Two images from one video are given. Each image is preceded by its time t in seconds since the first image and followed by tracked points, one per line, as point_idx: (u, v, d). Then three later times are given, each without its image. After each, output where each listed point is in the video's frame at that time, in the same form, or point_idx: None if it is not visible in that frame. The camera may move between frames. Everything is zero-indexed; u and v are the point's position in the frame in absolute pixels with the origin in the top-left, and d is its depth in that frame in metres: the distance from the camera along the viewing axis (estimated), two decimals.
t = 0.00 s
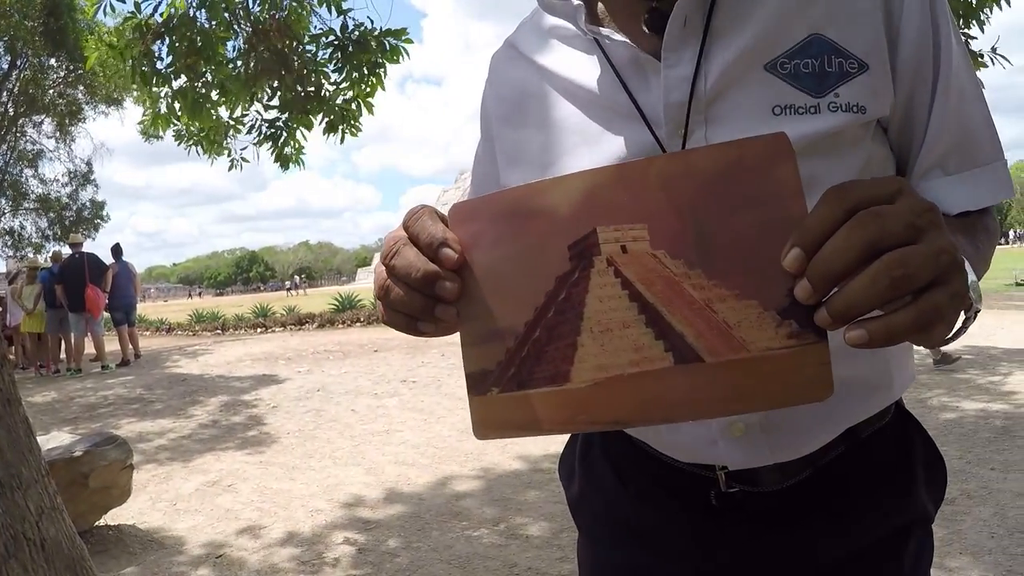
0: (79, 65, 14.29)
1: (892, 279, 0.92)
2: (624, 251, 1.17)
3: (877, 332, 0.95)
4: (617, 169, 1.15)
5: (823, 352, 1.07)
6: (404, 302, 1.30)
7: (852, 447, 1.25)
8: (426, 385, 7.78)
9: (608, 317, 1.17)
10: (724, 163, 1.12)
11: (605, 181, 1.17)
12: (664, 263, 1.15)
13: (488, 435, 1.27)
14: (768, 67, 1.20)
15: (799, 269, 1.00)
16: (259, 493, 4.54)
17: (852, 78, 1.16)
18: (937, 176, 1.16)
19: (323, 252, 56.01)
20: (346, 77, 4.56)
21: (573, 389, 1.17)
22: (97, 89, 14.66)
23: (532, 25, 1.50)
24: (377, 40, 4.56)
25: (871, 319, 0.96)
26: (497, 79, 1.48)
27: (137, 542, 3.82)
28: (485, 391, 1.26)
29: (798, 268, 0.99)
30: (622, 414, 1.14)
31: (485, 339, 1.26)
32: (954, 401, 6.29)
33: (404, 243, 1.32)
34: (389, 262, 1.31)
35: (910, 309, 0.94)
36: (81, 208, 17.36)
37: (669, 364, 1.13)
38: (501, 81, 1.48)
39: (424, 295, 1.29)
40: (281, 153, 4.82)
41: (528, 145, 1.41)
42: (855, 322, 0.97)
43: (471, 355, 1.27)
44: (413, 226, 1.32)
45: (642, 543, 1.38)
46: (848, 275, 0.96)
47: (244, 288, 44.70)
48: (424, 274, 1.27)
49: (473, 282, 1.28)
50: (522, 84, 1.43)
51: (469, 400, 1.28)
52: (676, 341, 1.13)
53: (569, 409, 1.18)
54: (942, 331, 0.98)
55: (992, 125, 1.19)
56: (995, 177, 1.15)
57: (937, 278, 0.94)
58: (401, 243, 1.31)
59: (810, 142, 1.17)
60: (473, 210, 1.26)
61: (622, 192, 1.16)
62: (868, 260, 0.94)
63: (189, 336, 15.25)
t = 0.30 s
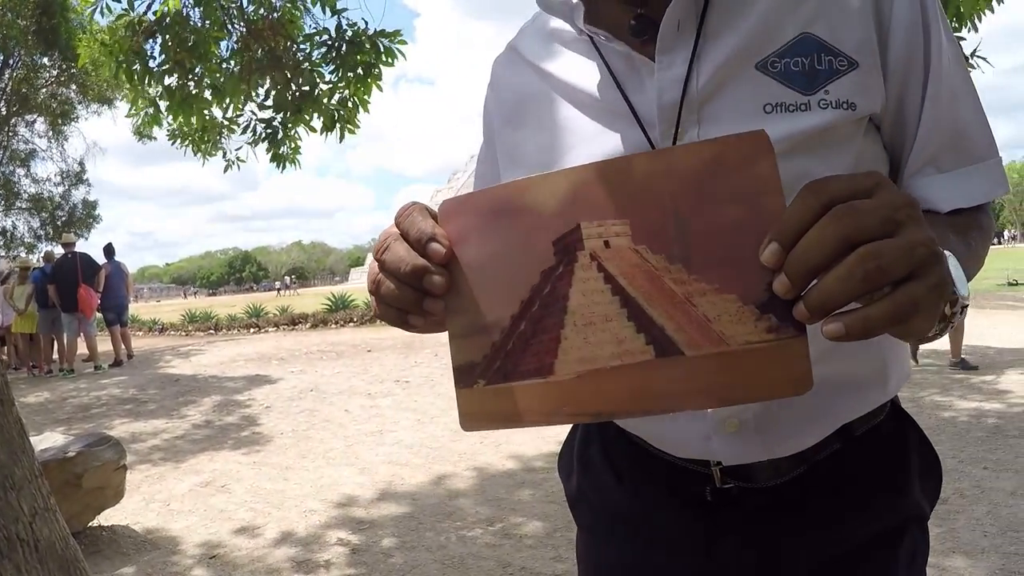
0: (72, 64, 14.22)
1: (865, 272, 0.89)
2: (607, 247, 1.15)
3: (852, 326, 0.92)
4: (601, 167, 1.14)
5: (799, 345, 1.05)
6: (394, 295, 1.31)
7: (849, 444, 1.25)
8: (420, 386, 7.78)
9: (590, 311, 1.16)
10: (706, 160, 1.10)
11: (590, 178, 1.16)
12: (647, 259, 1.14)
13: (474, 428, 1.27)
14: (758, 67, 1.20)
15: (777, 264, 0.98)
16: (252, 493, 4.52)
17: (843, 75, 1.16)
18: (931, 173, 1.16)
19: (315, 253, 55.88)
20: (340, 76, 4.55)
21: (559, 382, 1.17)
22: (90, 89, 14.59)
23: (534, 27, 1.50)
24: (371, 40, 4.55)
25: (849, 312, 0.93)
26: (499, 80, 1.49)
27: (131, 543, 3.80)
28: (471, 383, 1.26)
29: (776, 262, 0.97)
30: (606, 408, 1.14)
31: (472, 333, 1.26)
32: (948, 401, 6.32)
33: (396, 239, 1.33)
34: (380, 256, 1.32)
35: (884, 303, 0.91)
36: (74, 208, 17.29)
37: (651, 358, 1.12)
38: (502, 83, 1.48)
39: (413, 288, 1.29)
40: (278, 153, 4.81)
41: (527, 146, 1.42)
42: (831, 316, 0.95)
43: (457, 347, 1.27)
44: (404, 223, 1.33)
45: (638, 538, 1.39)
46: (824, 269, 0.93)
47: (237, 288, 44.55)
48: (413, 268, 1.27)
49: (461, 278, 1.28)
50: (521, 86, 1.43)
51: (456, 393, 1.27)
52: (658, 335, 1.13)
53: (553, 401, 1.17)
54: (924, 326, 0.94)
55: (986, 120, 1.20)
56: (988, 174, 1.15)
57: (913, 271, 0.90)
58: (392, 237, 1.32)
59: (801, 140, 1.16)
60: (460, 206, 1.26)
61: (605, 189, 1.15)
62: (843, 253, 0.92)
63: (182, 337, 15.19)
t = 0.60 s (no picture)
0: (66, 64, 14.19)
1: (845, 276, 0.88)
2: (594, 265, 1.15)
3: (835, 331, 0.91)
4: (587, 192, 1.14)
5: (781, 361, 1.02)
6: (389, 315, 1.30)
7: (839, 445, 1.25)
8: (415, 386, 7.78)
9: (577, 326, 1.15)
10: (687, 183, 1.08)
11: (578, 201, 1.16)
12: (631, 275, 1.13)
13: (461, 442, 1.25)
14: (749, 72, 1.20)
15: (758, 277, 0.95)
16: (246, 494, 4.52)
17: (832, 80, 1.16)
18: (920, 177, 1.15)
19: (309, 254, 55.78)
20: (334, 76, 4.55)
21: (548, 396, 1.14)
22: (84, 88, 14.57)
23: (529, 35, 1.51)
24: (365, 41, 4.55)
25: (828, 319, 0.92)
26: (497, 88, 1.49)
27: (125, 544, 3.79)
28: (461, 399, 1.25)
29: (756, 275, 0.95)
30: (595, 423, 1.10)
31: (464, 349, 1.26)
32: (942, 401, 6.35)
33: (393, 258, 1.33)
34: (377, 276, 1.32)
35: (864, 308, 0.90)
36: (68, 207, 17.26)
37: (635, 371, 1.09)
38: (499, 89, 1.49)
39: (407, 307, 1.29)
40: (269, 154, 4.80)
41: (524, 151, 1.42)
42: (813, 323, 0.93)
43: (448, 364, 1.26)
44: (401, 243, 1.33)
45: (631, 538, 1.39)
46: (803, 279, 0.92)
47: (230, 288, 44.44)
48: (408, 287, 1.28)
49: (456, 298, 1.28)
50: (519, 92, 1.44)
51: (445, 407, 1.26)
52: (640, 347, 1.10)
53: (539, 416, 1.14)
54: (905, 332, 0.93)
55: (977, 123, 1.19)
56: (979, 177, 1.14)
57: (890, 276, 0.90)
58: (389, 257, 1.33)
59: (790, 144, 1.16)
60: (457, 227, 1.28)
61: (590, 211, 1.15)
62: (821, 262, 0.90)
63: (176, 337, 15.15)
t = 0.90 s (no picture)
0: (59, 64, 14.16)
1: (843, 281, 0.89)
2: (591, 276, 1.16)
3: (833, 338, 0.92)
4: (587, 205, 1.15)
5: (778, 368, 1.02)
6: (383, 327, 1.30)
7: (827, 446, 1.22)
8: (409, 386, 7.77)
9: (574, 337, 1.16)
10: (683, 197, 1.09)
11: (576, 214, 1.17)
12: (628, 286, 1.13)
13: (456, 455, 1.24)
14: (741, 74, 1.20)
15: (754, 287, 0.97)
16: (241, 495, 4.51)
17: (823, 84, 1.17)
18: (909, 182, 1.16)
19: (303, 254, 55.66)
20: (328, 76, 4.55)
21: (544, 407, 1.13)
22: (78, 88, 14.55)
23: (522, 35, 1.51)
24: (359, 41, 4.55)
25: (825, 326, 0.93)
26: (487, 86, 1.49)
27: (119, 545, 3.78)
28: (456, 412, 1.24)
29: (752, 285, 0.97)
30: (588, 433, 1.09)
31: (460, 362, 1.25)
32: (936, 401, 6.37)
33: (389, 271, 1.33)
34: (372, 288, 1.32)
35: (861, 313, 0.91)
36: (62, 208, 17.22)
37: (632, 381, 1.09)
38: (490, 87, 1.48)
39: (402, 320, 1.29)
40: (265, 153, 4.80)
41: (515, 148, 1.40)
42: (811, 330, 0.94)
43: (444, 376, 1.26)
44: (397, 256, 1.32)
45: (619, 539, 1.37)
46: (799, 287, 0.92)
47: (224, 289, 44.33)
48: (403, 301, 1.28)
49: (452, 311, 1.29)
50: (512, 90, 1.44)
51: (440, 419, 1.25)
52: (637, 358, 1.09)
53: (535, 427, 1.14)
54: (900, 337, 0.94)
55: (963, 130, 1.20)
56: (966, 185, 1.15)
57: (886, 283, 0.90)
58: (385, 270, 1.32)
59: (780, 146, 1.17)
60: (453, 242, 1.28)
61: (586, 224, 1.16)
62: (817, 269, 0.91)
63: (170, 337, 15.11)
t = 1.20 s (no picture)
0: (52, 63, 14.12)
1: (832, 279, 0.89)
2: (577, 272, 1.15)
3: (820, 338, 0.91)
4: (572, 201, 1.15)
5: (764, 369, 1.01)
6: (363, 320, 1.29)
7: (813, 447, 1.19)
8: (403, 386, 7.77)
9: (558, 333, 1.14)
10: (674, 194, 1.10)
11: (564, 209, 1.17)
12: (616, 283, 1.14)
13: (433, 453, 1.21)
14: (738, 69, 1.19)
15: (742, 284, 0.99)
16: (234, 495, 4.50)
17: (818, 84, 1.16)
18: (902, 190, 1.15)
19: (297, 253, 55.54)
20: (322, 75, 4.55)
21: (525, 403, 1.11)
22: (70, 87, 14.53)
23: (518, 22, 1.47)
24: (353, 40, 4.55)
25: (813, 326, 0.93)
26: (480, 72, 1.45)
27: (112, 545, 3.77)
28: (435, 408, 1.21)
29: (741, 283, 0.98)
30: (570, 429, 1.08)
31: (442, 356, 1.24)
32: (928, 401, 6.41)
33: (371, 263, 1.32)
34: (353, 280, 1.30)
35: (850, 314, 0.91)
36: (55, 207, 17.17)
37: (617, 378, 1.08)
38: (483, 74, 1.45)
39: (382, 312, 1.28)
40: (259, 151, 4.80)
41: (506, 135, 1.37)
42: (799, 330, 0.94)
43: (425, 371, 1.25)
44: (379, 248, 1.30)
45: (603, 544, 1.33)
46: (788, 285, 0.93)
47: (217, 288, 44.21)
48: (384, 293, 1.26)
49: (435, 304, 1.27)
50: (504, 76, 1.40)
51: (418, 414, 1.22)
52: (623, 354, 1.09)
53: (516, 424, 1.11)
54: (889, 340, 0.93)
55: (954, 140, 1.20)
56: (955, 194, 1.15)
57: (877, 282, 0.91)
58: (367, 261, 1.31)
59: (774, 141, 1.15)
60: (439, 235, 1.27)
61: (575, 220, 1.16)
62: (806, 268, 0.91)
63: (163, 337, 15.07)
